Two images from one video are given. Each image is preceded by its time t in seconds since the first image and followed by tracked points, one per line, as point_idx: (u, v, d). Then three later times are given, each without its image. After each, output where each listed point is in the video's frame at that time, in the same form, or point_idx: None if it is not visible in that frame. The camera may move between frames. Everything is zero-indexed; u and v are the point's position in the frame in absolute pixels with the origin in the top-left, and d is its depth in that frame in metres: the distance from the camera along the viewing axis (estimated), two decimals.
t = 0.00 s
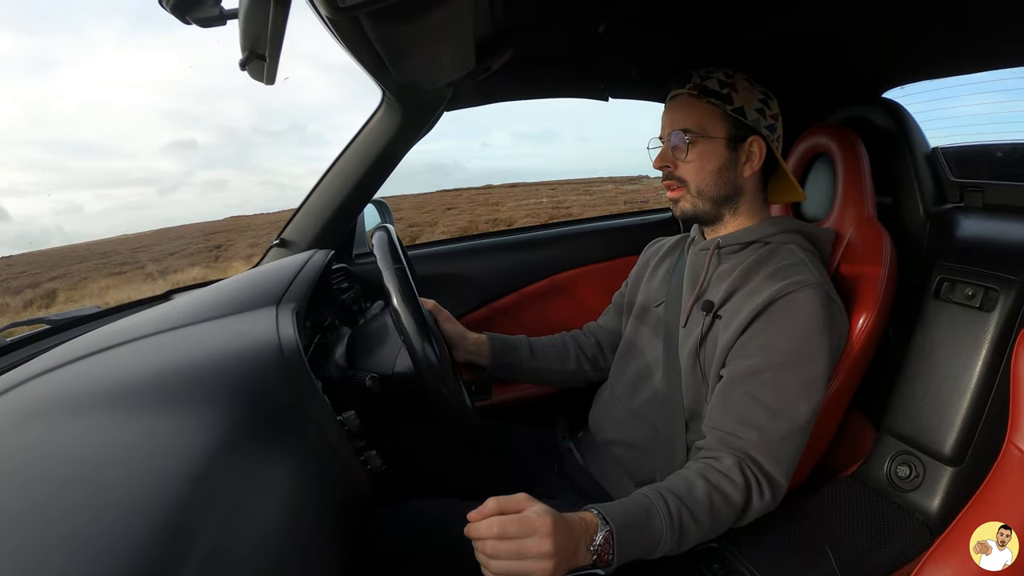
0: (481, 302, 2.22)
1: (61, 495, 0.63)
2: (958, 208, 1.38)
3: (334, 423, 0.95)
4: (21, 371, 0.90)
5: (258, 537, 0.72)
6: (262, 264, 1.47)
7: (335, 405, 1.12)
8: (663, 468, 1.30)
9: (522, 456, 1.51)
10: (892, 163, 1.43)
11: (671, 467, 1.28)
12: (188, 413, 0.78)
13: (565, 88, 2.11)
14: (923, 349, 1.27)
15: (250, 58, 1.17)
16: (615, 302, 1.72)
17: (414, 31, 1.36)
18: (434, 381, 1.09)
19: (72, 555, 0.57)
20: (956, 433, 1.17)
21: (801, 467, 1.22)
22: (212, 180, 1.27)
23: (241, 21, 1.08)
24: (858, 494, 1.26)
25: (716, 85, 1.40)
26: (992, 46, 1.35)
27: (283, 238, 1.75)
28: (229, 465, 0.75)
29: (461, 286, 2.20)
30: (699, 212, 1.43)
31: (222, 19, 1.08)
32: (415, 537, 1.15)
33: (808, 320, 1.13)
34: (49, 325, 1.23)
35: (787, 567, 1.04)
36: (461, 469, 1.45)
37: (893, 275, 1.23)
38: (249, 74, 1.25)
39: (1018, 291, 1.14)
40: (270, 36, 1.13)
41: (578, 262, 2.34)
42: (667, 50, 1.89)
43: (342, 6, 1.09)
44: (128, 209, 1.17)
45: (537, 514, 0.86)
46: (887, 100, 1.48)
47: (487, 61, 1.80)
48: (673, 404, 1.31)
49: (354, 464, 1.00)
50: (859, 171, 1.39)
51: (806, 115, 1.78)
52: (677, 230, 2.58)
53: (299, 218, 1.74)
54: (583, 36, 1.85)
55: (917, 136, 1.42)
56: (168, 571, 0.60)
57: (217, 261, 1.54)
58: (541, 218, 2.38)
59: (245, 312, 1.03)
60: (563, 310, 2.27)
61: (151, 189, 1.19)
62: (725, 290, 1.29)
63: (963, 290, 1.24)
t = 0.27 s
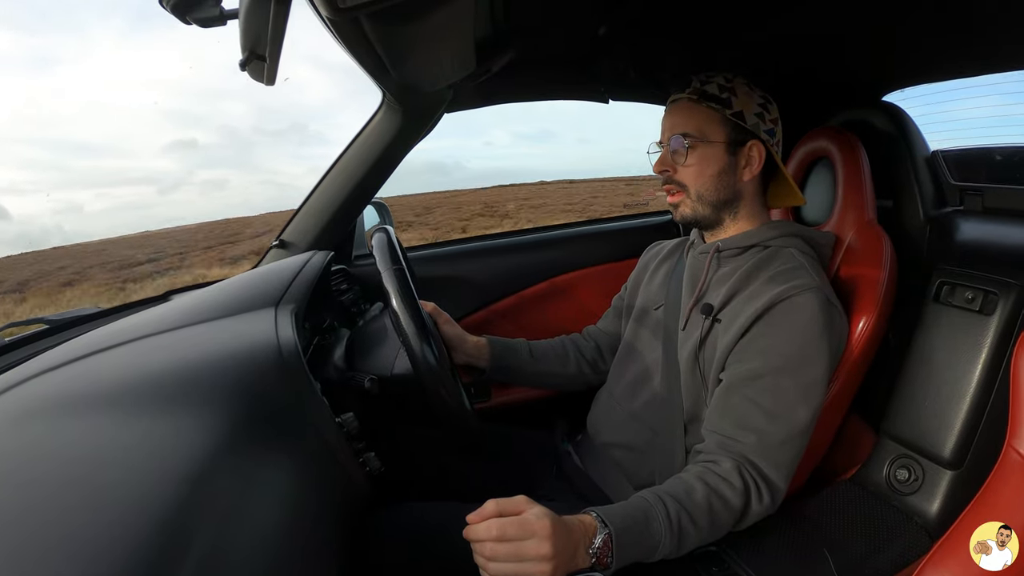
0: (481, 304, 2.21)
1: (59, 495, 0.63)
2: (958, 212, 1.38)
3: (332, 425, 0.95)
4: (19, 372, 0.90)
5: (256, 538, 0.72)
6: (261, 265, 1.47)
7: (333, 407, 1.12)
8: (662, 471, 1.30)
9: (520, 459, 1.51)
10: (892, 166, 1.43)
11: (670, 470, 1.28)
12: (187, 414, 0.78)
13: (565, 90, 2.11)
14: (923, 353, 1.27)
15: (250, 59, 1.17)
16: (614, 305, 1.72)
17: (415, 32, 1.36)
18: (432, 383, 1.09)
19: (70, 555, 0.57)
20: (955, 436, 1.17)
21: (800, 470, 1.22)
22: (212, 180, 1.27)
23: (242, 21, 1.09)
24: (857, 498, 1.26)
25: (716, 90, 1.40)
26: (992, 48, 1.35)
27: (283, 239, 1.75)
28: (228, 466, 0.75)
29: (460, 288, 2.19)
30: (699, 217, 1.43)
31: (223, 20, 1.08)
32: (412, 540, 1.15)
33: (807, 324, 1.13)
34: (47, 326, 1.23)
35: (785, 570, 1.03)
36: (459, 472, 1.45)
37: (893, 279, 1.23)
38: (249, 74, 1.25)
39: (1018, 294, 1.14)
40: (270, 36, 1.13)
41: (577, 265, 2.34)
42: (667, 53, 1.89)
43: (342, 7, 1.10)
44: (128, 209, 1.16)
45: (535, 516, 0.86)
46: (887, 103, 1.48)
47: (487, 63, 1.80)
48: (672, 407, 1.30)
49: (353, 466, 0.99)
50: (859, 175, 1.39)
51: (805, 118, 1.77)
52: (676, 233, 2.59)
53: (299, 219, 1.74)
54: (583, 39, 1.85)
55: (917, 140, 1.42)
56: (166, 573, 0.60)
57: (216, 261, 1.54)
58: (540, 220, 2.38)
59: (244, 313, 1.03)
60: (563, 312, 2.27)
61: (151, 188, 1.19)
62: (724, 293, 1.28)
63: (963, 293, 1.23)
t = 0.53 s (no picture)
0: (483, 304, 2.21)
1: (65, 497, 0.63)
2: (961, 209, 1.37)
3: (337, 426, 0.95)
4: (25, 374, 0.90)
5: (261, 540, 0.72)
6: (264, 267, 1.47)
7: (337, 408, 1.12)
8: (666, 471, 1.30)
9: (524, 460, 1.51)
10: (896, 165, 1.43)
11: (674, 470, 1.28)
12: (192, 416, 0.78)
13: (566, 91, 2.11)
14: (927, 351, 1.27)
15: (253, 61, 1.17)
16: (617, 305, 1.72)
17: (417, 33, 1.36)
18: (437, 384, 1.09)
19: (76, 557, 0.57)
20: (960, 435, 1.16)
21: (804, 469, 1.22)
22: (215, 176, 1.27)
23: (244, 23, 1.09)
24: (862, 497, 1.26)
25: (731, 88, 1.40)
26: (994, 46, 1.35)
27: (285, 241, 1.74)
28: (233, 468, 0.75)
29: (462, 288, 2.19)
30: (707, 214, 1.43)
31: (225, 22, 1.08)
32: (416, 541, 1.15)
33: (811, 322, 1.13)
34: (51, 328, 1.22)
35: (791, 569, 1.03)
36: (463, 472, 1.45)
37: (897, 277, 1.23)
38: (251, 77, 1.25)
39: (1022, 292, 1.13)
40: (273, 38, 1.13)
41: (580, 265, 2.34)
42: (668, 53, 1.89)
43: (344, 9, 1.10)
44: (132, 205, 1.16)
45: (540, 517, 0.86)
46: (890, 102, 1.48)
47: (489, 64, 1.80)
48: (675, 406, 1.30)
49: (357, 467, 0.99)
50: (863, 173, 1.39)
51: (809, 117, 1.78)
52: (678, 232, 2.59)
53: (301, 221, 1.74)
54: (584, 39, 1.86)
55: (920, 138, 1.42)
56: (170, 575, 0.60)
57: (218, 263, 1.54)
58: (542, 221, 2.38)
59: (249, 315, 1.03)
60: (566, 313, 2.27)
61: (154, 184, 1.19)
62: (728, 292, 1.28)
63: (966, 291, 1.24)
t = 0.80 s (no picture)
0: (483, 304, 2.21)
1: (65, 496, 0.63)
2: (962, 210, 1.37)
3: (337, 426, 0.95)
4: (26, 373, 0.90)
5: (261, 540, 0.71)
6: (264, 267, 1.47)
7: (337, 408, 1.12)
8: (666, 472, 1.30)
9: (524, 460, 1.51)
10: (897, 166, 1.43)
11: (674, 471, 1.28)
12: (192, 416, 0.78)
13: (566, 91, 2.11)
14: (928, 352, 1.27)
15: (254, 60, 1.17)
16: (617, 306, 1.72)
17: (418, 33, 1.36)
18: (437, 385, 1.09)
19: (76, 556, 0.57)
20: (960, 436, 1.16)
21: (805, 469, 1.22)
22: (215, 176, 1.27)
23: (244, 23, 1.09)
24: (863, 498, 1.26)
25: (722, 91, 1.39)
26: (995, 47, 1.35)
27: (286, 241, 1.74)
28: (233, 467, 0.75)
29: (463, 289, 2.19)
30: (713, 222, 1.42)
31: (226, 22, 1.08)
32: (416, 541, 1.15)
33: (811, 322, 1.13)
34: (51, 328, 1.22)
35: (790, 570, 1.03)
36: (463, 473, 1.44)
37: (898, 278, 1.23)
38: (251, 76, 1.25)
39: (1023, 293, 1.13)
40: (273, 37, 1.13)
41: (580, 265, 2.34)
42: (669, 53, 1.89)
43: (345, 9, 1.10)
44: (132, 205, 1.16)
45: (539, 517, 0.86)
46: (891, 102, 1.48)
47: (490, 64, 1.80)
48: (675, 406, 1.30)
49: (357, 467, 0.99)
50: (864, 174, 1.39)
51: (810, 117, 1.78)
52: (678, 233, 2.59)
53: (301, 221, 1.74)
54: (585, 39, 1.86)
55: (921, 139, 1.42)
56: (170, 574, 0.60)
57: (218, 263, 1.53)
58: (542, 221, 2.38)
59: (249, 314, 1.03)
60: (567, 313, 2.27)
61: (155, 183, 1.19)
62: (729, 292, 1.28)
63: (966, 292, 1.24)
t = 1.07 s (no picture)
0: (484, 302, 2.21)
1: (66, 496, 0.63)
2: (961, 208, 1.36)
3: (338, 424, 0.95)
4: (28, 371, 0.91)
5: (262, 538, 0.72)
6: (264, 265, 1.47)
7: (338, 406, 1.12)
8: (667, 470, 1.30)
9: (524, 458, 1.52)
10: (897, 163, 1.43)
11: (674, 468, 1.28)
12: (193, 415, 0.78)
13: (567, 89, 2.11)
14: (927, 349, 1.27)
15: (254, 58, 1.17)
16: (617, 304, 1.72)
17: (418, 31, 1.36)
18: (438, 382, 1.09)
19: (77, 556, 0.57)
20: (960, 433, 1.16)
21: (805, 465, 1.22)
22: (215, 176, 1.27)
23: (244, 20, 1.09)
24: (863, 495, 1.26)
25: (710, 103, 1.31)
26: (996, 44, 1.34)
27: (286, 238, 1.74)
28: (235, 466, 0.75)
29: (463, 286, 2.19)
30: (726, 234, 1.40)
31: (226, 19, 1.08)
32: (416, 539, 1.15)
33: (810, 320, 1.13)
34: (52, 326, 1.21)
35: (790, 568, 1.03)
36: (464, 470, 1.45)
37: (898, 277, 1.23)
38: (252, 74, 1.25)
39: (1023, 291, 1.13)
40: (273, 35, 1.13)
41: (580, 262, 2.34)
42: (669, 50, 1.89)
43: (344, 7, 1.10)
44: (132, 204, 1.16)
45: (539, 514, 0.86)
46: (891, 100, 1.48)
47: (490, 62, 1.79)
48: (676, 404, 1.30)
49: (358, 465, 1.00)
50: (863, 172, 1.39)
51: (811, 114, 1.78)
52: (679, 230, 2.58)
53: (302, 219, 1.74)
54: (586, 37, 1.85)
55: (921, 137, 1.41)
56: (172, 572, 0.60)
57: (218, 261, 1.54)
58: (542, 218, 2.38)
59: (249, 313, 1.03)
60: (567, 310, 2.28)
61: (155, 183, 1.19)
62: (728, 290, 1.28)
63: (967, 290, 1.24)
